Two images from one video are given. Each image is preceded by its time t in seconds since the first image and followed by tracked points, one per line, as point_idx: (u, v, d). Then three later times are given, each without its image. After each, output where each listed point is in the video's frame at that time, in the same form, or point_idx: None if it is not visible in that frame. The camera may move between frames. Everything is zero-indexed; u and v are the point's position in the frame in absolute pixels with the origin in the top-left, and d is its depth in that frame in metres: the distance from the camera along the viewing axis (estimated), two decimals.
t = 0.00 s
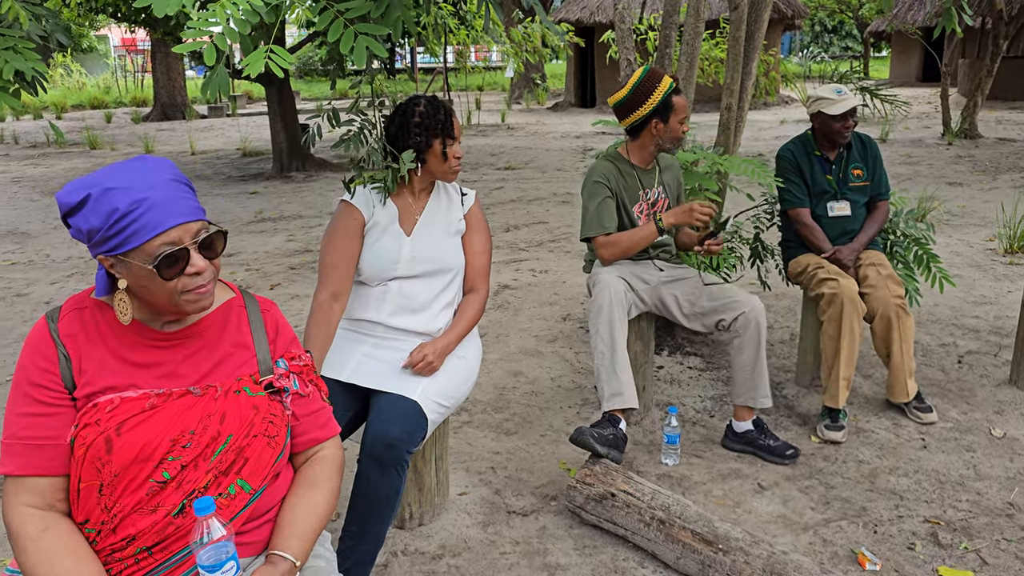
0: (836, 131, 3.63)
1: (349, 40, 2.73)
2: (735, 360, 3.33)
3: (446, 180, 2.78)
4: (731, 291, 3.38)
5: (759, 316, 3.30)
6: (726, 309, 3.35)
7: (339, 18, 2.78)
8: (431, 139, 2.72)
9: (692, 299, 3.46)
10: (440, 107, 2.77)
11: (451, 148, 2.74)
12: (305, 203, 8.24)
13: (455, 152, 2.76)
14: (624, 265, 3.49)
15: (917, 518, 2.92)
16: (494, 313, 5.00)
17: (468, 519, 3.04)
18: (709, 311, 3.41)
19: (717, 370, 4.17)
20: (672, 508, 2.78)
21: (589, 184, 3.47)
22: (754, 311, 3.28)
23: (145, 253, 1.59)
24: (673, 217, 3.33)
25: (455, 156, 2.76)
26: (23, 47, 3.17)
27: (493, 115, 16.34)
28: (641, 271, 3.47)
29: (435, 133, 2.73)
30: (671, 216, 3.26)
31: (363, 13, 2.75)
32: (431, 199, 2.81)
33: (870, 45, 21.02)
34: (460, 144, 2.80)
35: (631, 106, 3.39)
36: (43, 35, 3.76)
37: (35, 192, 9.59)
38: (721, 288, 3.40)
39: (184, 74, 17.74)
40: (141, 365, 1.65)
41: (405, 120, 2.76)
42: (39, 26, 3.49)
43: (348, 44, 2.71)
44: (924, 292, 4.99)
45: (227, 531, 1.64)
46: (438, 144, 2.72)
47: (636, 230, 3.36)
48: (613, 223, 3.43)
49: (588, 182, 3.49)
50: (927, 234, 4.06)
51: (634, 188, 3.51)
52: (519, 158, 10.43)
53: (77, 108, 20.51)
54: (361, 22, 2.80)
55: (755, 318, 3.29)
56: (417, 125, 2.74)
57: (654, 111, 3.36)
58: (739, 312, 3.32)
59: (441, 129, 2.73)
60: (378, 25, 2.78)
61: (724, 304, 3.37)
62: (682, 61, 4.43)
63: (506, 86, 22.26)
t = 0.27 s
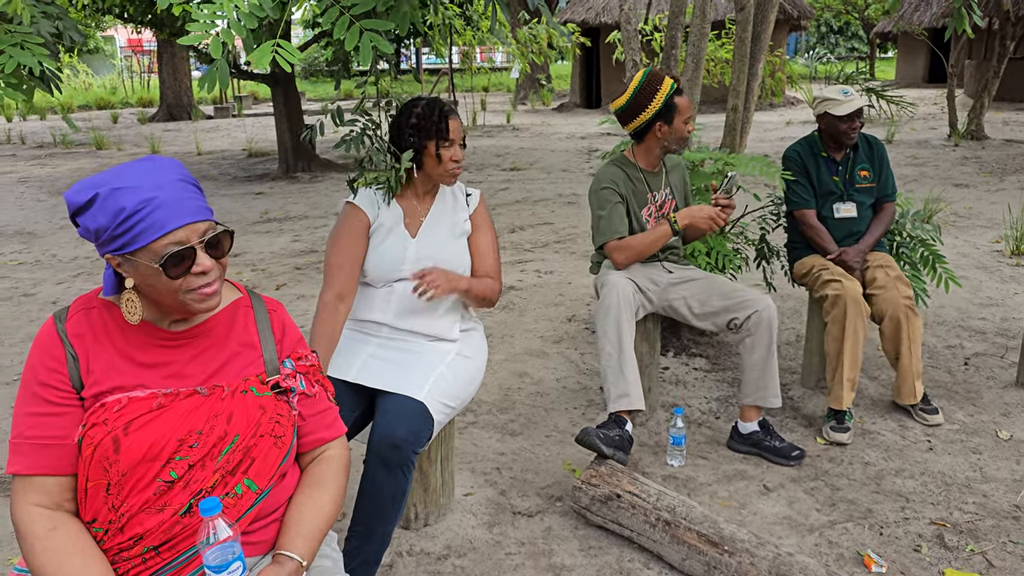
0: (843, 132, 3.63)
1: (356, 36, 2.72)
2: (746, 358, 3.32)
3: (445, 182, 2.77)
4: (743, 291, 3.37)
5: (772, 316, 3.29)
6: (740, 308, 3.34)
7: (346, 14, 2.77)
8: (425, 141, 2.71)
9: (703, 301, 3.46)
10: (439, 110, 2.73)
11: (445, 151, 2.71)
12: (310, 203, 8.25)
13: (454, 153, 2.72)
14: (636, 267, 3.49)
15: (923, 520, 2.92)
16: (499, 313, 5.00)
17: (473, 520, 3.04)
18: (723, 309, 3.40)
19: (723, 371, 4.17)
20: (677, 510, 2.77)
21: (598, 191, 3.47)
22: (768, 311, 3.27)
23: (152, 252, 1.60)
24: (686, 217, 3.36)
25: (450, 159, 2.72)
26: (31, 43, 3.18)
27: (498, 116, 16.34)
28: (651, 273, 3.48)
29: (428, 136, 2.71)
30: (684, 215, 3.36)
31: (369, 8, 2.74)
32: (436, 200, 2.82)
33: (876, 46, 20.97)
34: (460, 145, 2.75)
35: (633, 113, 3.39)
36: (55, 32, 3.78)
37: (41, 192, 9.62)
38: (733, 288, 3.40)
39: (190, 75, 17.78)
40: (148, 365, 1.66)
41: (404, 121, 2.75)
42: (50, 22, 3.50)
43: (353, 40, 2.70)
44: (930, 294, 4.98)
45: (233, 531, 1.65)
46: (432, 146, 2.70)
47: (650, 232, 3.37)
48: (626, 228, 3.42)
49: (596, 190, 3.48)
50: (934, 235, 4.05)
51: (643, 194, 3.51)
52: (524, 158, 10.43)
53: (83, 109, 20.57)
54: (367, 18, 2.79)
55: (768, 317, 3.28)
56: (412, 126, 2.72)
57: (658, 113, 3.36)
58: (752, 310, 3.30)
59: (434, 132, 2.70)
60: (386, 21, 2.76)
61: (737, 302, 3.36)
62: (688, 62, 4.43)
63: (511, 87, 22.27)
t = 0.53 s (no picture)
0: (844, 131, 3.62)
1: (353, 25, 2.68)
2: (750, 356, 3.33)
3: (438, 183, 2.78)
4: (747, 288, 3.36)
5: (776, 313, 3.29)
6: (743, 306, 3.33)
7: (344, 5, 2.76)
8: (411, 143, 2.73)
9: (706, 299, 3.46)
10: (431, 111, 2.69)
11: (432, 152, 2.72)
12: (311, 202, 8.24)
13: (442, 155, 2.72)
14: (639, 266, 3.48)
15: (924, 519, 2.91)
16: (500, 312, 5.00)
17: (474, 518, 3.04)
18: (726, 307, 3.38)
19: (724, 369, 4.17)
20: (678, 508, 2.77)
21: (599, 192, 3.47)
22: (773, 307, 3.27)
23: (152, 249, 1.60)
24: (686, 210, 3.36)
25: (438, 160, 2.73)
26: (33, 39, 3.19)
27: (499, 115, 16.34)
28: (654, 272, 3.47)
29: (415, 138, 2.71)
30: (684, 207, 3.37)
31: None
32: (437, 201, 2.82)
33: (877, 44, 20.95)
34: (452, 146, 2.74)
35: (634, 112, 3.39)
36: (59, 28, 3.78)
37: (42, 191, 9.62)
38: (738, 287, 3.38)
39: (191, 74, 17.78)
40: (150, 363, 1.65)
41: (399, 122, 2.74)
42: (54, 18, 3.50)
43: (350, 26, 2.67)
44: (931, 292, 4.97)
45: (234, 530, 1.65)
46: (416, 148, 2.71)
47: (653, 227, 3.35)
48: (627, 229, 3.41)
49: (597, 191, 3.49)
50: (935, 234, 4.05)
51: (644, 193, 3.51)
52: (525, 157, 10.42)
53: (84, 107, 20.57)
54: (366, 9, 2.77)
55: (773, 314, 3.28)
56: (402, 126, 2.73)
57: (659, 113, 3.35)
58: (757, 309, 3.30)
59: (419, 134, 2.70)
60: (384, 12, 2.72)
61: (741, 300, 3.35)
62: (689, 60, 4.43)
63: (512, 85, 22.26)
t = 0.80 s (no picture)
0: (842, 128, 3.63)
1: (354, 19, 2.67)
2: (750, 354, 3.33)
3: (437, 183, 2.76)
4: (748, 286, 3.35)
5: (775, 310, 3.28)
6: (742, 303, 3.32)
7: None
8: (410, 142, 2.71)
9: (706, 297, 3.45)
10: (431, 111, 2.68)
11: (432, 152, 2.71)
12: (311, 200, 8.24)
13: (442, 155, 2.71)
14: (639, 264, 3.48)
15: (924, 516, 2.91)
16: (500, 309, 5.00)
17: (473, 516, 3.04)
18: (726, 305, 3.38)
19: (724, 367, 4.16)
20: (678, 506, 2.77)
21: (598, 187, 3.47)
22: (771, 305, 3.26)
23: (150, 247, 1.59)
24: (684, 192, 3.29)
25: (438, 160, 2.72)
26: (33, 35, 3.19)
27: (498, 112, 16.32)
28: (653, 269, 3.46)
29: (415, 138, 2.70)
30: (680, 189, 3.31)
31: None
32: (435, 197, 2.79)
33: (877, 41, 20.93)
34: (452, 146, 2.73)
35: (632, 104, 3.38)
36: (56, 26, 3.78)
37: (41, 189, 9.61)
38: (737, 284, 3.38)
39: (190, 71, 17.76)
40: (148, 361, 1.65)
41: (399, 120, 2.74)
42: (52, 16, 3.50)
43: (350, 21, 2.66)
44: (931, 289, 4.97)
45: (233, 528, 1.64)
46: (417, 148, 2.71)
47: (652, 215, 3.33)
48: (626, 221, 3.41)
49: (596, 187, 3.49)
50: (936, 231, 4.05)
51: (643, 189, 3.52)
52: (525, 154, 10.41)
53: (83, 105, 20.55)
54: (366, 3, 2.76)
55: (772, 312, 3.27)
56: (402, 125, 2.72)
57: (657, 109, 3.34)
58: (755, 306, 3.30)
59: (419, 134, 2.69)
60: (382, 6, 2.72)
61: (740, 297, 3.34)
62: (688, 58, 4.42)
63: (512, 83, 22.25)
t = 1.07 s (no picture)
0: (843, 124, 3.62)
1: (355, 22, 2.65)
2: (750, 351, 3.31)
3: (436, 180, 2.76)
4: (748, 283, 3.35)
5: (775, 308, 3.27)
6: (742, 300, 3.32)
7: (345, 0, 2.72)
8: (410, 139, 2.71)
9: (707, 294, 3.45)
10: (430, 107, 2.67)
11: (431, 149, 2.70)
12: (312, 196, 8.23)
13: (441, 151, 2.71)
14: (639, 261, 3.47)
15: (926, 513, 2.90)
16: (501, 306, 4.99)
17: (475, 513, 3.04)
18: (725, 302, 3.38)
19: (725, 364, 4.16)
20: (680, 503, 2.76)
21: (600, 181, 3.47)
22: (771, 302, 3.25)
23: (150, 244, 1.59)
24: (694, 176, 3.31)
25: (436, 157, 2.71)
26: (34, 32, 3.18)
27: (500, 108, 16.30)
28: (654, 266, 3.46)
29: (414, 134, 2.69)
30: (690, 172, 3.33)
31: None
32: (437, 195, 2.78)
33: (879, 37, 20.87)
34: (451, 143, 2.72)
35: (635, 94, 3.38)
36: (56, 22, 3.78)
37: (42, 186, 9.60)
38: (737, 281, 3.37)
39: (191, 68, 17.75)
40: (147, 358, 1.65)
41: (398, 117, 2.73)
42: (52, 11, 3.50)
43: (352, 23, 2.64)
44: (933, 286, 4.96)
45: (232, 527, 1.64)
46: (416, 146, 2.70)
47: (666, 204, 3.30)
48: (638, 211, 3.37)
49: (598, 181, 3.48)
50: (938, 228, 4.03)
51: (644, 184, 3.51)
52: (526, 151, 10.40)
53: (84, 102, 20.55)
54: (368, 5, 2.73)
55: (772, 309, 3.26)
56: (402, 121, 2.70)
57: (658, 102, 3.33)
58: (755, 303, 3.29)
59: (418, 131, 2.68)
60: (384, 7, 2.69)
61: (740, 295, 3.33)
62: (690, 54, 4.41)
63: (514, 79, 22.21)
